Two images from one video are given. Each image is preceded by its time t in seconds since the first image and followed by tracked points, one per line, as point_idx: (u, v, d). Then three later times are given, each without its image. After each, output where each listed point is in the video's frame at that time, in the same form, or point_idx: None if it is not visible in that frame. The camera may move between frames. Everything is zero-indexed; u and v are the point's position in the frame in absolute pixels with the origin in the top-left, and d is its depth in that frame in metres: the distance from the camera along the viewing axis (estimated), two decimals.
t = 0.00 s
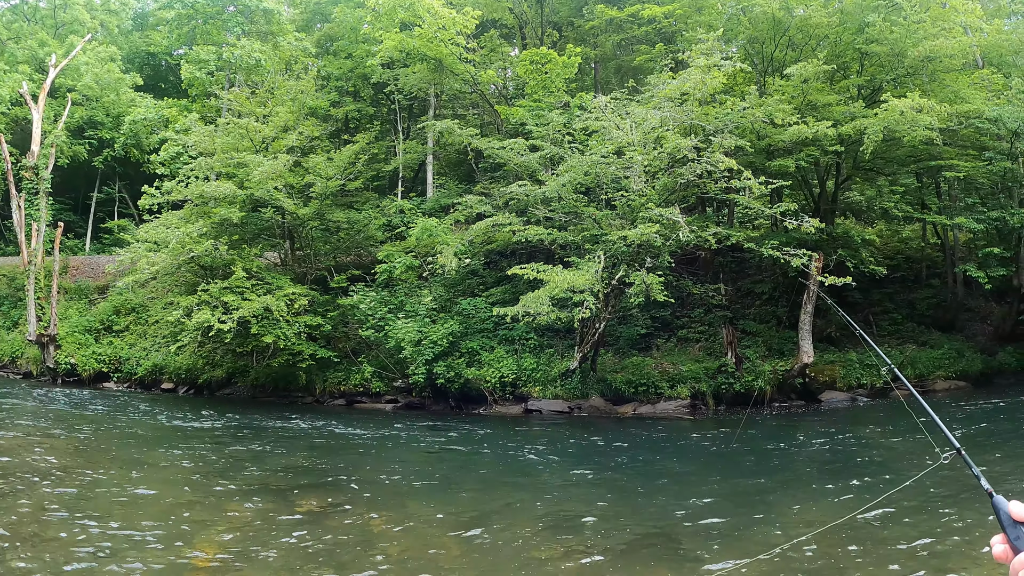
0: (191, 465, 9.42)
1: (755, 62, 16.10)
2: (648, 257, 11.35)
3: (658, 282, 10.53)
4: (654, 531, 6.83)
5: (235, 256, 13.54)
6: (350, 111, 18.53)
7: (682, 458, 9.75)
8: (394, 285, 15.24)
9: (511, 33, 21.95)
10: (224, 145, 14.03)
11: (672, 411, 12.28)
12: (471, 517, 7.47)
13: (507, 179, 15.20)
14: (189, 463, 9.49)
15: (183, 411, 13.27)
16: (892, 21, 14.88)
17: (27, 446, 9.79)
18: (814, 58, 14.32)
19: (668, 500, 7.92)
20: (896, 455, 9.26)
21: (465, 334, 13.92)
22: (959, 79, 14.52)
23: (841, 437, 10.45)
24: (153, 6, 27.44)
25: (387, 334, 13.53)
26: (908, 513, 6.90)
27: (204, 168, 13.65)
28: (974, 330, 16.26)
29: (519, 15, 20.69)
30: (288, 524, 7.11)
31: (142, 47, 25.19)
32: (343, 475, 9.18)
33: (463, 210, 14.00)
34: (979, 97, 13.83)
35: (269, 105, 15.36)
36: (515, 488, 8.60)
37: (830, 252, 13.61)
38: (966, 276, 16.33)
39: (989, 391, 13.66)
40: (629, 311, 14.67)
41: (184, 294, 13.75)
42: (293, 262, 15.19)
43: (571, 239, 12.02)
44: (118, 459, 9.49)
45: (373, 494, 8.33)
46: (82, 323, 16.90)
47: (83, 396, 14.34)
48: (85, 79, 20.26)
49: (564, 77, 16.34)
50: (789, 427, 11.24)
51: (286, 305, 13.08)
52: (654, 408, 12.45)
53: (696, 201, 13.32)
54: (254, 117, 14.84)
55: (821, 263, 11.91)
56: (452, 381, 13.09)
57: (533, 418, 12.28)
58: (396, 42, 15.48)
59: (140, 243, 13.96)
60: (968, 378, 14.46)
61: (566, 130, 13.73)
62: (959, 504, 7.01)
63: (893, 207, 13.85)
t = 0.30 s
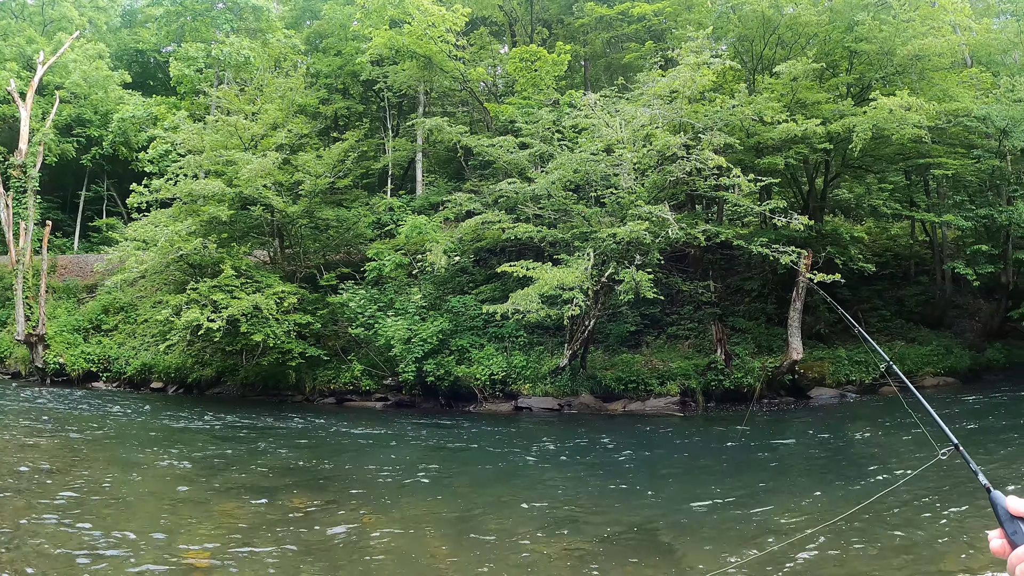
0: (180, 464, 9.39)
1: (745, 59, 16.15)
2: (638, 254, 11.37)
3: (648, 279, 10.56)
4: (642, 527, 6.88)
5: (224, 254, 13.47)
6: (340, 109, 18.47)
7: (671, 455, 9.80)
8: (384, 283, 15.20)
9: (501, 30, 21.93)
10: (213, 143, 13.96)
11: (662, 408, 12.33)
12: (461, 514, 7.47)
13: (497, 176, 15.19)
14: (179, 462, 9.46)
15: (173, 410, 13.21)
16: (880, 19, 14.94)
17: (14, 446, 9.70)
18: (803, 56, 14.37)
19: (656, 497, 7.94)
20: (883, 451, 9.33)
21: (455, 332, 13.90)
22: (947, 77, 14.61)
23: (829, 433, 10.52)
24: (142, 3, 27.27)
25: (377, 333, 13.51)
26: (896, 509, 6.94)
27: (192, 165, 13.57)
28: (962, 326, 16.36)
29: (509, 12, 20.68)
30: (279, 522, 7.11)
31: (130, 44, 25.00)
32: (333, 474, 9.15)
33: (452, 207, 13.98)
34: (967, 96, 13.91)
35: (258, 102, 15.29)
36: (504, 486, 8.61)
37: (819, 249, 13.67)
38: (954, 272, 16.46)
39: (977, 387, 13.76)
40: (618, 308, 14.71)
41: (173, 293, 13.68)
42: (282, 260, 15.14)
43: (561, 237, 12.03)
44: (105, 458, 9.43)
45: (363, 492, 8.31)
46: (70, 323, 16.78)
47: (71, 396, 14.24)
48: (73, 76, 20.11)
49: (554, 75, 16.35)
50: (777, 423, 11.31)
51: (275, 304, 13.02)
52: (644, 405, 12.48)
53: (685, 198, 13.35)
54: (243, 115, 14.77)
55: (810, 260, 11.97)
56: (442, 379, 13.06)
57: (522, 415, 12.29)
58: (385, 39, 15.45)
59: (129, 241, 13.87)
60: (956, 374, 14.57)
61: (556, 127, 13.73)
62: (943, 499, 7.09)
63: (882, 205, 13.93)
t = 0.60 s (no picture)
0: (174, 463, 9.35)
1: (739, 58, 16.16)
2: (632, 252, 11.39)
3: (642, 277, 10.56)
4: (635, 525, 6.88)
5: (218, 252, 13.41)
6: (333, 107, 18.44)
7: (665, 452, 9.81)
8: (378, 281, 15.17)
9: (496, 29, 21.92)
10: (207, 141, 13.92)
11: (656, 406, 12.34)
12: (455, 512, 7.45)
13: (491, 174, 15.18)
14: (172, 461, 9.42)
15: (167, 409, 13.16)
16: (875, 18, 14.97)
17: (6, 446, 9.64)
18: (797, 54, 14.39)
19: (650, 495, 7.93)
20: (877, 448, 9.35)
21: (449, 330, 13.88)
22: (941, 76, 14.65)
23: (823, 431, 10.53)
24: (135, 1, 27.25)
25: (371, 331, 13.48)
26: (889, 506, 6.97)
27: (186, 163, 13.52)
28: (955, 324, 16.40)
29: (503, 10, 20.65)
30: (272, 521, 7.08)
31: (124, 42, 24.92)
32: (327, 472, 9.13)
33: (446, 205, 13.95)
34: (961, 94, 13.95)
35: (252, 100, 15.28)
36: (498, 484, 8.60)
37: (813, 247, 13.69)
38: (948, 270, 16.52)
39: (970, 384, 13.82)
40: (612, 306, 14.71)
41: (167, 292, 13.64)
42: (276, 259, 15.11)
43: (555, 235, 12.02)
44: (97, 458, 9.38)
45: (357, 491, 8.29)
46: (64, 322, 16.70)
47: (64, 395, 14.18)
48: (67, 74, 20.02)
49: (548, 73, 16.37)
50: (772, 421, 11.33)
51: (269, 302, 12.98)
52: (638, 403, 12.49)
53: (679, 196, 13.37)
54: (236, 113, 14.72)
55: (804, 258, 12.00)
56: (436, 377, 13.04)
57: (516, 413, 12.28)
58: (379, 37, 15.42)
59: (122, 240, 13.81)
60: (950, 372, 14.60)
61: (550, 125, 13.72)
62: (937, 496, 7.10)
63: (876, 203, 13.97)
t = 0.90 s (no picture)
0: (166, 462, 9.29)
1: (731, 55, 16.19)
2: (624, 249, 11.40)
3: (634, 275, 10.56)
4: (627, 522, 6.88)
5: (209, 250, 13.35)
6: (325, 104, 18.40)
7: (656, 449, 9.81)
8: (369, 278, 15.14)
9: (488, 26, 21.91)
10: (198, 138, 13.86)
11: (649, 403, 12.37)
12: (447, 510, 7.43)
13: (483, 171, 15.18)
14: (165, 459, 9.39)
15: (158, 407, 13.08)
16: (867, 16, 15.00)
17: None
18: (789, 52, 14.43)
19: (641, 492, 7.92)
20: (868, 445, 9.37)
21: (441, 328, 13.86)
22: (933, 74, 14.70)
23: (815, 427, 10.57)
24: None
25: (362, 329, 13.45)
26: (880, 503, 6.96)
27: (177, 161, 13.44)
28: (946, 321, 16.49)
29: (495, 7, 20.62)
30: (264, 519, 7.06)
31: (115, 39, 24.77)
32: (318, 470, 9.08)
33: (438, 202, 13.93)
34: (952, 92, 14.00)
35: (243, 97, 15.24)
36: (489, 481, 8.59)
37: (805, 245, 13.73)
38: (939, 268, 16.61)
39: (961, 382, 13.88)
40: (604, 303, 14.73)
41: (158, 290, 13.56)
42: (267, 256, 15.09)
43: (547, 232, 12.02)
44: (88, 456, 9.32)
45: (348, 488, 8.27)
46: (55, 321, 16.57)
47: (55, 394, 14.08)
48: (57, 71, 19.87)
49: (540, 70, 16.37)
50: (763, 418, 11.36)
51: (261, 300, 12.93)
52: (630, 400, 12.51)
53: (671, 194, 13.40)
54: (228, 110, 14.67)
55: (796, 255, 12.02)
56: (428, 374, 13.01)
57: (508, 411, 12.27)
58: (371, 34, 15.38)
59: (113, 237, 13.72)
60: (941, 369, 14.67)
61: (542, 122, 13.73)
62: (927, 494, 7.13)
63: (867, 201, 14.02)
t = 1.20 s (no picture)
0: (161, 462, 9.26)
1: (726, 54, 16.24)
2: (619, 248, 11.42)
3: (628, 273, 10.57)
4: (622, 521, 6.88)
5: (203, 249, 13.32)
6: (320, 102, 18.37)
7: (651, 448, 9.82)
8: (364, 277, 15.12)
9: (483, 25, 21.92)
10: (192, 137, 13.83)
11: (644, 401, 12.38)
12: (441, 509, 7.43)
13: (478, 170, 15.18)
14: (160, 459, 9.36)
15: (152, 407, 13.04)
16: (862, 16, 15.03)
17: None
18: (784, 51, 14.45)
19: (636, 491, 7.93)
20: (863, 444, 9.38)
21: (436, 327, 13.86)
22: (927, 74, 14.75)
23: (809, 426, 10.60)
24: None
25: (357, 328, 13.43)
26: (874, 501, 6.99)
27: (171, 159, 13.40)
28: (940, 320, 16.55)
29: (490, 6, 20.62)
30: (259, 518, 7.04)
31: (110, 37, 24.69)
32: (312, 470, 9.06)
33: (433, 201, 13.92)
34: (946, 92, 14.06)
35: (238, 95, 15.26)
36: (483, 480, 8.59)
37: (800, 243, 13.76)
38: (933, 266, 16.66)
39: (955, 380, 13.93)
40: (599, 302, 14.74)
41: (152, 289, 13.52)
42: (262, 255, 15.09)
43: (542, 231, 12.02)
44: (83, 456, 9.28)
45: (343, 488, 8.25)
46: (49, 320, 16.51)
47: (49, 394, 14.03)
48: (51, 69, 19.78)
49: (534, 68, 16.40)
50: (757, 416, 11.38)
51: (255, 299, 12.90)
52: (625, 398, 12.52)
53: (666, 192, 13.42)
54: (222, 108, 14.67)
55: (790, 254, 12.06)
56: (423, 374, 13.00)
57: (503, 410, 12.27)
58: (366, 33, 15.36)
59: (107, 237, 13.66)
60: (935, 367, 14.72)
61: (537, 121, 13.74)
62: (921, 492, 7.15)
63: (862, 200, 14.06)
